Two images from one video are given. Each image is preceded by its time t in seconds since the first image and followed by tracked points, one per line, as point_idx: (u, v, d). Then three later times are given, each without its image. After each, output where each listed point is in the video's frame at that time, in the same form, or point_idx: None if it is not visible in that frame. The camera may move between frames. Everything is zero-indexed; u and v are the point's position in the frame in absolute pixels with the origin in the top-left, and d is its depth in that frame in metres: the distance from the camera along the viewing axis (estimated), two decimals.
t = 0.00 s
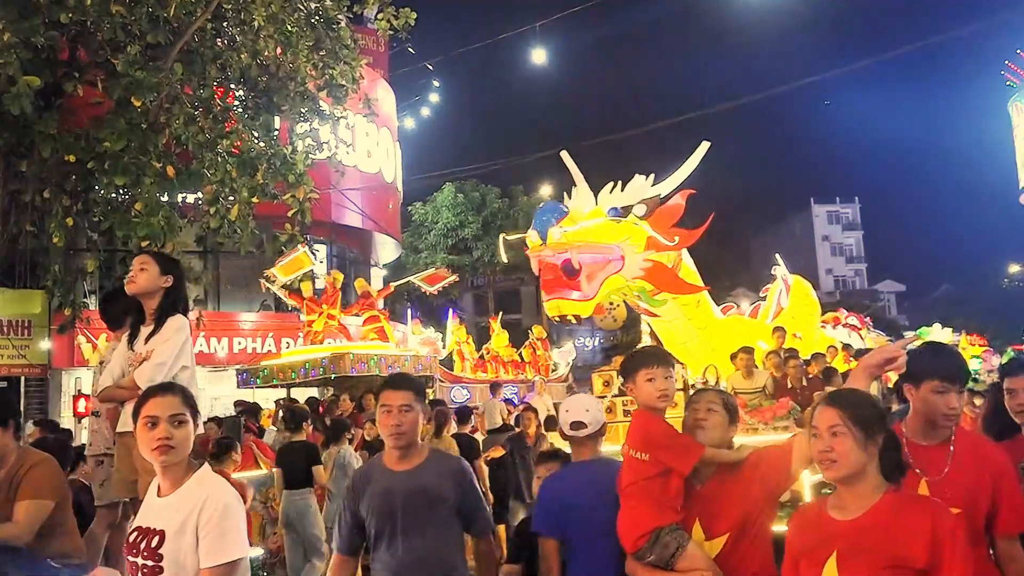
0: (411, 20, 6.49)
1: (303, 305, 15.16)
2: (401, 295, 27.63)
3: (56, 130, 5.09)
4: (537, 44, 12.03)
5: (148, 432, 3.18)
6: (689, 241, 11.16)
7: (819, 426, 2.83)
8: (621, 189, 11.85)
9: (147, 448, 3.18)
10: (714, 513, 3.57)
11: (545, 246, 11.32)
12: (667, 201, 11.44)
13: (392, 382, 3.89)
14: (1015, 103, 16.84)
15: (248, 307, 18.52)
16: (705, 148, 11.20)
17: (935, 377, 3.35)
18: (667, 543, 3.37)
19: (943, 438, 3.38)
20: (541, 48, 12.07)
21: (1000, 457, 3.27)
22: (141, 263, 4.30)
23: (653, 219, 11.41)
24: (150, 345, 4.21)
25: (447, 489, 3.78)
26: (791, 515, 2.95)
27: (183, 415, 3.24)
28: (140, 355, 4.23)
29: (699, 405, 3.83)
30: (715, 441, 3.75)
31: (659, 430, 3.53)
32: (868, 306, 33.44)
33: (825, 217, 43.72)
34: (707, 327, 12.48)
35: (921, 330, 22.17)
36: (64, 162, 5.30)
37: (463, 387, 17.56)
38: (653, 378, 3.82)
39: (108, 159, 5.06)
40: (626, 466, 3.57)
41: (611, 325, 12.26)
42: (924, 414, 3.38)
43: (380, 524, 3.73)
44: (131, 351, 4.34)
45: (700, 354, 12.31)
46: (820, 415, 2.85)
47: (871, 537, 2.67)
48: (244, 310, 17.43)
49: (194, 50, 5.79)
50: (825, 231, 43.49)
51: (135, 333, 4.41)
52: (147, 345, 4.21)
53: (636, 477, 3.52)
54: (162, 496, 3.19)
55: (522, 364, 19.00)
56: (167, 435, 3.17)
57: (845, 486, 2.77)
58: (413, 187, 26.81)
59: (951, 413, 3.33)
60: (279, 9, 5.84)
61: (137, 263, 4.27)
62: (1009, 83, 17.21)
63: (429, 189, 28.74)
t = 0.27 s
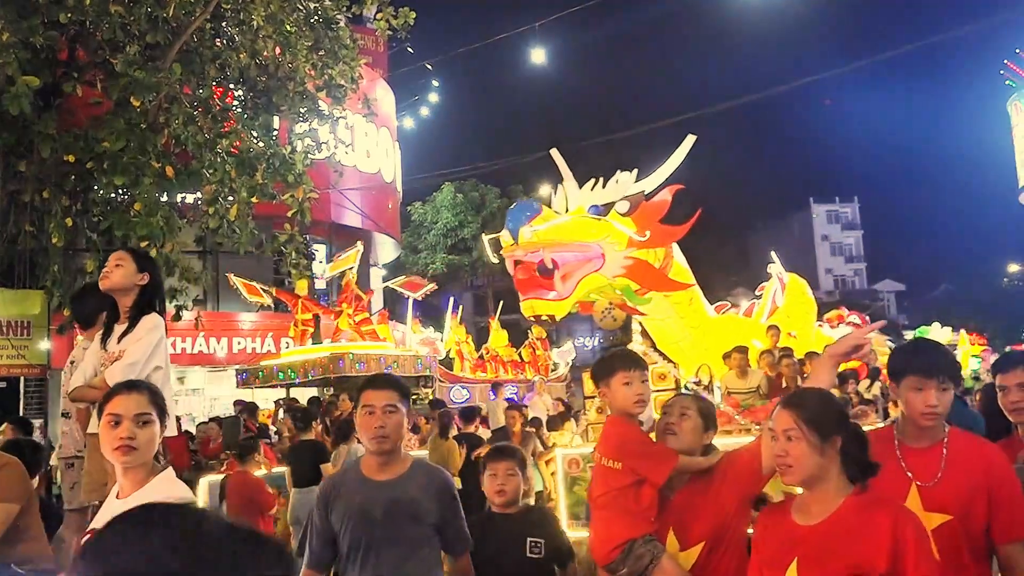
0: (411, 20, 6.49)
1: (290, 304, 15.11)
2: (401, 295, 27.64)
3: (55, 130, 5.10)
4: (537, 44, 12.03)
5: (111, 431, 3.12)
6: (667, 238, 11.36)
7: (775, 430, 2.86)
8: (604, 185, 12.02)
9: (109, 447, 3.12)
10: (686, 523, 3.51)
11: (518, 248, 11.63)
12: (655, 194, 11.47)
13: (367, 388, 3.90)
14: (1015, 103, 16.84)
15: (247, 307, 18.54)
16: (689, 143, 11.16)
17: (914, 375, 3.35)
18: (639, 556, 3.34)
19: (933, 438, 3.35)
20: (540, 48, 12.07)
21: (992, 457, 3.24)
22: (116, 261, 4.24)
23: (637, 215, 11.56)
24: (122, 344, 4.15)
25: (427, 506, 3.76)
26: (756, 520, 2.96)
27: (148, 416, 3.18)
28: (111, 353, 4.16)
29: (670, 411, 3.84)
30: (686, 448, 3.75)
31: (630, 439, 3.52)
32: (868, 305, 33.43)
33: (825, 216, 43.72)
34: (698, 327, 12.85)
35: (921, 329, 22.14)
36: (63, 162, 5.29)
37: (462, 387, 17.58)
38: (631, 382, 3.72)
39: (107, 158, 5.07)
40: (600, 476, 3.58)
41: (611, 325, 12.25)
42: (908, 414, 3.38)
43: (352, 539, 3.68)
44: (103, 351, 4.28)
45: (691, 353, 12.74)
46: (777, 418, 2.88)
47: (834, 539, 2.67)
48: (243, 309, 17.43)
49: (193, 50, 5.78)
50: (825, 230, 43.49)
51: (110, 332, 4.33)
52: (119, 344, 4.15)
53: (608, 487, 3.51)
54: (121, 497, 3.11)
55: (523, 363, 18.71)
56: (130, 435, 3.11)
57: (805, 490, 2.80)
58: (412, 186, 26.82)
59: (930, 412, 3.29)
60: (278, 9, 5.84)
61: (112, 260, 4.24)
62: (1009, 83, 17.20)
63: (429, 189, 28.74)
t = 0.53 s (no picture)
0: (410, 20, 6.48)
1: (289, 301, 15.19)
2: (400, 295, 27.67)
3: (54, 131, 5.10)
4: (536, 43, 12.02)
5: (67, 434, 2.95)
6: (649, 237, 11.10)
7: (761, 432, 2.81)
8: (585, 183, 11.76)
9: (66, 450, 2.95)
10: (653, 523, 3.31)
11: (489, 247, 11.06)
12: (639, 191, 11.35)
13: (349, 374, 3.38)
14: (1015, 102, 16.81)
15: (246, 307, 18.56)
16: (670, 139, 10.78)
17: (878, 368, 3.29)
18: (602, 552, 3.18)
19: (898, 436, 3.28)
20: (540, 47, 12.06)
21: (964, 452, 3.16)
22: (89, 256, 4.37)
23: (619, 214, 11.20)
24: (92, 343, 4.20)
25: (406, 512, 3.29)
26: (732, 527, 2.95)
27: (106, 417, 3.00)
28: (81, 351, 4.21)
29: (642, 410, 3.74)
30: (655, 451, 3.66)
31: (596, 430, 3.33)
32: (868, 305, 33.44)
33: (824, 216, 43.72)
34: (692, 326, 12.60)
35: (921, 328, 22.14)
36: (62, 162, 5.30)
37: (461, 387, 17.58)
38: (603, 374, 3.56)
39: (106, 159, 5.08)
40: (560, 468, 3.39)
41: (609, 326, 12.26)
42: (872, 416, 3.31)
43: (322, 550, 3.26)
44: (74, 348, 4.29)
45: (686, 353, 12.47)
46: (763, 420, 2.83)
47: (812, 551, 2.64)
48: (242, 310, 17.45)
49: (192, 50, 5.77)
50: (825, 230, 43.49)
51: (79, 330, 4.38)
52: (89, 344, 4.19)
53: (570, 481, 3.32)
54: (80, 505, 2.95)
55: (523, 364, 18.43)
56: (84, 439, 2.93)
57: (785, 501, 2.76)
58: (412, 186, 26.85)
59: (896, 410, 3.24)
60: (277, 10, 5.84)
61: (86, 256, 4.35)
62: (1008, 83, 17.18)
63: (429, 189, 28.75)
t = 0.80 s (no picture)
0: (409, 21, 6.48)
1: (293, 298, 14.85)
2: (400, 295, 27.69)
3: (54, 131, 5.10)
4: (536, 43, 12.04)
5: (13, 437, 2.95)
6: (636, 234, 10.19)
7: (740, 429, 2.83)
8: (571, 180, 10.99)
9: (12, 454, 2.96)
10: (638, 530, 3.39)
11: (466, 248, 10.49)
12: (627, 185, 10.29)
13: (293, 382, 3.32)
14: (1015, 102, 16.78)
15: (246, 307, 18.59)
16: (659, 131, 10.01)
17: (867, 363, 3.33)
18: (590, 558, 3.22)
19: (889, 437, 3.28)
20: (539, 47, 12.08)
21: (954, 449, 3.15)
22: (61, 254, 4.39)
23: (603, 211, 10.40)
24: (58, 344, 4.29)
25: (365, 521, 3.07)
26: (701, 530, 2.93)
27: (49, 415, 2.99)
28: (49, 350, 4.30)
29: (620, 413, 3.78)
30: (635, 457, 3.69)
31: (574, 435, 3.42)
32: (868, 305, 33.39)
33: (825, 216, 43.67)
34: (684, 324, 12.41)
35: (921, 328, 22.08)
36: (62, 163, 5.29)
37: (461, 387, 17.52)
38: (580, 373, 3.70)
39: (105, 159, 5.09)
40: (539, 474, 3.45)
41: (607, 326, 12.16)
42: (863, 414, 3.29)
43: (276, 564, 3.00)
44: (41, 348, 4.39)
45: (676, 351, 12.26)
46: (742, 416, 2.85)
47: (793, 551, 2.62)
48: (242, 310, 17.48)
49: (191, 50, 5.77)
50: (825, 230, 43.44)
51: (46, 330, 4.47)
52: (57, 343, 4.29)
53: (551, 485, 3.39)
54: (40, 510, 2.96)
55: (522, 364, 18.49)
56: (31, 441, 2.94)
57: (762, 500, 2.77)
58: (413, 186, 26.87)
59: (892, 406, 3.25)
60: (276, 10, 5.83)
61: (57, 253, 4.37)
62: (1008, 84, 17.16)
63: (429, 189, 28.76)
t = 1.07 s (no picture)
0: (409, 21, 6.47)
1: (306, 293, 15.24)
2: (401, 294, 27.69)
3: (54, 131, 5.10)
4: (536, 43, 12.04)
5: None
6: (627, 230, 9.92)
7: (705, 433, 2.82)
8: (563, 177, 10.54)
9: None
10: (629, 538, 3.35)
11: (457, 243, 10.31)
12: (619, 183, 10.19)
13: (216, 377, 2.98)
14: (1016, 102, 16.74)
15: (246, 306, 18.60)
16: (654, 126, 9.80)
17: (892, 362, 2.98)
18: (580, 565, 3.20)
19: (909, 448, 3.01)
20: (540, 47, 12.08)
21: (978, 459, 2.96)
22: (31, 250, 4.30)
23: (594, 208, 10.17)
24: (29, 342, 4.20)
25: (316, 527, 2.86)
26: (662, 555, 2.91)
27: None
28: (18, 349, 4.22)
29: (617, 416, 3.72)
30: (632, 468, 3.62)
31: (569, 439, 3.36)
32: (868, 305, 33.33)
33: (825, 216, 43.63)
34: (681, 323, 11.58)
35: (921, 328, 22.02)
36: (62, 162, 5.29)
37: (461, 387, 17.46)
38: (574, 372, 3.67)
39: (106, 158, 5.10)
40: (529, 479, 3.39)
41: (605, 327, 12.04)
42: (886, 418, 2.97)
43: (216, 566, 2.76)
44: (11, 347, 4.30)
45: (672, 351, 11.39)
46: (706, 419, 2.83)
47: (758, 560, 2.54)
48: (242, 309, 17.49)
49: (192, 50, 5.77)
50: (825, 230, 43.40)
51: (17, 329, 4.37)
52: (26, 342, 4.20)
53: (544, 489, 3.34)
54: None
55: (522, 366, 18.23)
56: None
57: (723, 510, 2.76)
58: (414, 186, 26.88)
59: (915, 411, 2.93)
60: (276, 9, 5.82)
61: (27, 250, 4.28)
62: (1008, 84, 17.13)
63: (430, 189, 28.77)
